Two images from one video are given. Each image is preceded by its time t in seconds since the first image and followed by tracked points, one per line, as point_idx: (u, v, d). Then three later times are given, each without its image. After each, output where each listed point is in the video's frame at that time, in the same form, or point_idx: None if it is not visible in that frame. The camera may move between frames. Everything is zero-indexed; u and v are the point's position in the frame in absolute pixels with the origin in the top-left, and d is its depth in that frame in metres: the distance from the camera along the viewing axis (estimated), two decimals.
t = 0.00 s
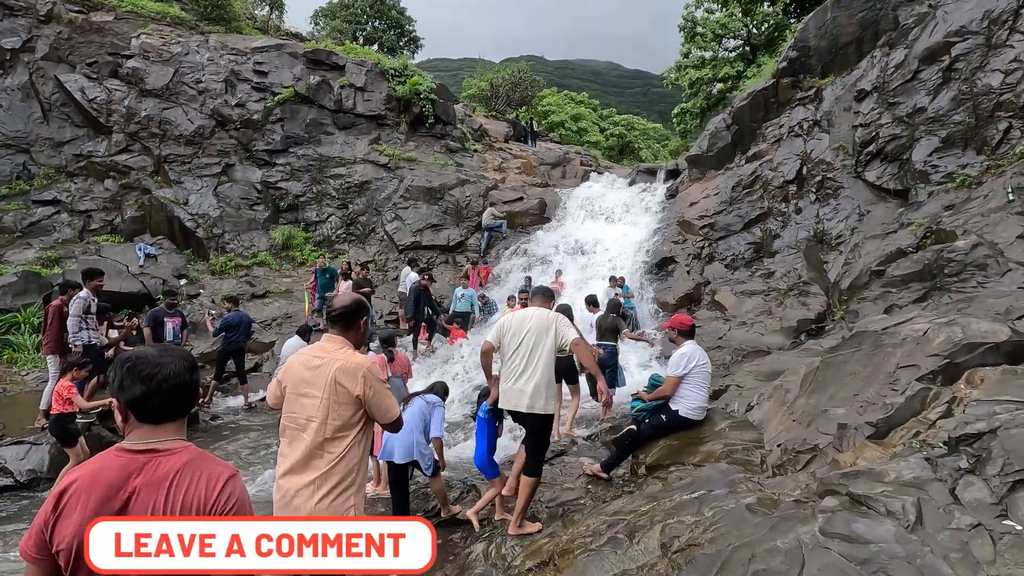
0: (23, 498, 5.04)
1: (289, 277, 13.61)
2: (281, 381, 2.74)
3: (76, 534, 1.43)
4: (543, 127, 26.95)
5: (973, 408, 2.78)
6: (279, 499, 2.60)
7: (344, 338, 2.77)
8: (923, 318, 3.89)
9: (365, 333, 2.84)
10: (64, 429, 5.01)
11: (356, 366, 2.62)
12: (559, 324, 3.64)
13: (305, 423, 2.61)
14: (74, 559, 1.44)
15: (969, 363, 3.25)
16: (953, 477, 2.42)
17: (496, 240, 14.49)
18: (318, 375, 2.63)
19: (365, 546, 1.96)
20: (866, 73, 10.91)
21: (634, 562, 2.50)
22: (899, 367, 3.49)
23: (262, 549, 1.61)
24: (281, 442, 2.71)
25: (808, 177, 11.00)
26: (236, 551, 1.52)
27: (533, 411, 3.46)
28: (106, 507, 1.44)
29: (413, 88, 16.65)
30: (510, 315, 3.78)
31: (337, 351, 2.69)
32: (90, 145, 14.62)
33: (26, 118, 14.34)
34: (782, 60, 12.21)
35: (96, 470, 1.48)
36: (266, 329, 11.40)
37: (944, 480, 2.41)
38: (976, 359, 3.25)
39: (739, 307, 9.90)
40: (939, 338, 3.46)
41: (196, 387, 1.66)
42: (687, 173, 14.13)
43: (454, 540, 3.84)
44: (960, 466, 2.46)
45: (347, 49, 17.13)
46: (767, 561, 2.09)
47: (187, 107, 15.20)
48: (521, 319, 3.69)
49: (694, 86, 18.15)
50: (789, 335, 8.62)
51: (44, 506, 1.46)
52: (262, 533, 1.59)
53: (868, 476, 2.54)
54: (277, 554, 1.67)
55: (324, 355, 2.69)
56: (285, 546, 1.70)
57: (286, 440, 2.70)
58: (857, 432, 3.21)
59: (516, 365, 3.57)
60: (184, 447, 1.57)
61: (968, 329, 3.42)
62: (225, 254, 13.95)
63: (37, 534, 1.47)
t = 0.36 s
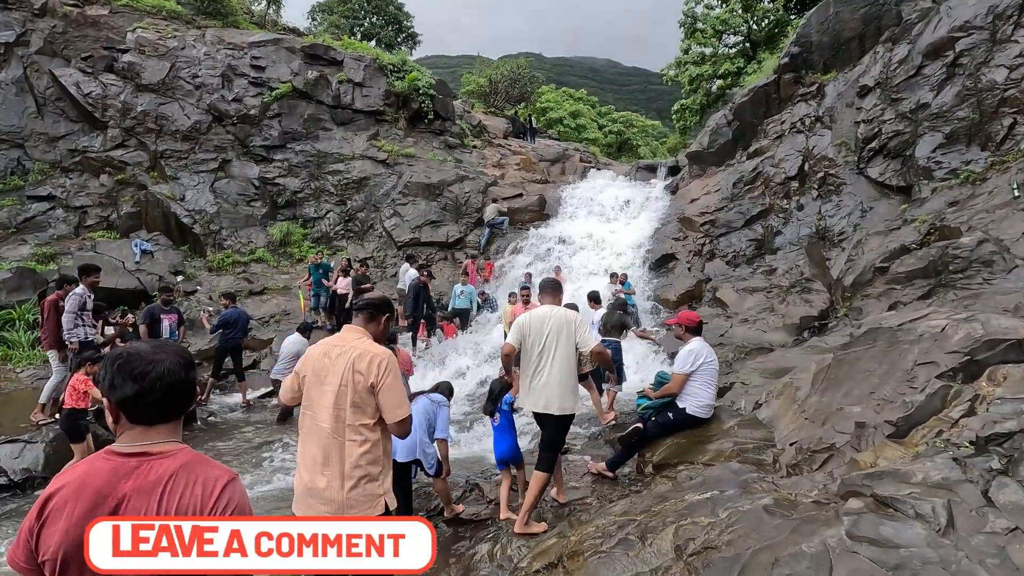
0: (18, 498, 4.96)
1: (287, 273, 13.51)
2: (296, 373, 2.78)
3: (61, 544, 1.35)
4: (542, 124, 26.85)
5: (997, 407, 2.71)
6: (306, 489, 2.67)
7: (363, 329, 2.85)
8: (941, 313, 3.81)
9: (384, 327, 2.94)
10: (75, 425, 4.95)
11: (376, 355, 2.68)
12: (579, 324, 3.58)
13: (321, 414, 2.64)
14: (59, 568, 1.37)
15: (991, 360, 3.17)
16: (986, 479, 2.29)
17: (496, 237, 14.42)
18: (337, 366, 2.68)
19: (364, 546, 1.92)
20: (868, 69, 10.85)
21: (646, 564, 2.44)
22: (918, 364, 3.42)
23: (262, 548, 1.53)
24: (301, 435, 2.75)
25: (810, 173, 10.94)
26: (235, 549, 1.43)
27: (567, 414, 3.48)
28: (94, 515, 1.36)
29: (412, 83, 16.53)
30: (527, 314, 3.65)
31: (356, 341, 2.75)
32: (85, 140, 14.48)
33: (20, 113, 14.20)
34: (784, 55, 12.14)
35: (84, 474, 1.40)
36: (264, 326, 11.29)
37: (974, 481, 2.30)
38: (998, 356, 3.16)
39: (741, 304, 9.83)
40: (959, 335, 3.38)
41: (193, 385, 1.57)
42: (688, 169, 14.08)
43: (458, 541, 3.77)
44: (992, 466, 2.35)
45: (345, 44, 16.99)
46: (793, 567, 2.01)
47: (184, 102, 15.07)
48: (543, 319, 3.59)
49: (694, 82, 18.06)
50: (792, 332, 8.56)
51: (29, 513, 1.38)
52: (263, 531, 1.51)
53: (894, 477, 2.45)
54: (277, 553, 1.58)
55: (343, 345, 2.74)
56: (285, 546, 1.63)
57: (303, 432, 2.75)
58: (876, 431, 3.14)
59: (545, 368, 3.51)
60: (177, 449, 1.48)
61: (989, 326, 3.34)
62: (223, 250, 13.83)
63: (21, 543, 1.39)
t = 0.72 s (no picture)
0: (13, 496, 4.89)
1: (286, 271, 13.42)
2: (332, 366, 2.83)
3: (56, 544, 1.29)
4: (541, 122, 26.75)
5: (1017, 404, 2.66)
6: (340, 480, 2.72)
7: (398, 325, 2.88)
8: (955, 309, 3.77)
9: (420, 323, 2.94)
10: (79, 422, 4.89)
11: (409, 350, 2.71)
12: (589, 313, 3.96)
13: (357, 407, 2.69)
14: (52, 569, 1.30)
15: (1007, 356, 3.12)
16: (1013, 476, 2.23)
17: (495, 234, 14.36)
18: (372, 360, 2.72)
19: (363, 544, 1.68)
20: (870, 66, 10.82)
21: (659, 564, 2.38)
22: (932, 360, 3.37)
23: (262, 547, 1.39)
24: (338, 427, 2.79)
25: (812, 170, 10.90)
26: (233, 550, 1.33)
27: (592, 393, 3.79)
28: (91, 513, 1.30)
29: (411, 80, 16.47)
30: (543, 301, 3.94)
31: (390, 337, 2.78)
32: (81, 137, 14.39)
33: (16, 109, 14.12)
34: (785, 52, 12.09)
35: (82, 470, 1.34)
36: (262, 323, 11.22)
37: (999, 479, 2.23)
38: (1015, 352, 3.11)
39: (743, 302, 9.78)
40: (975, 331, 3.34)
41: (194, 379, 1.49)
42: (688, 167, 14.04)
43: (462, 541, 3.71)
44: (1016, 464, 2.29)
45: (344, 41, 16.90)
46: (814, 567, 1.95)
47: (181, 98, 14.97)
48: (560, 305, 3.91)
49: (693, 80, 18.00)
50: (794, 329, 8.52)
51: (24, 510, 1.33)
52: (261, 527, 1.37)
53: (915, 475, 2.39)
54: (277, 553, 1.43)
55: (378, 340, 2.78)
56: (287, 544, 1.50)
57: (339, 423, 2.79)
58: (892, 428, 3.08)
59: (569, 351, 3.78)
60: (181, 444, 1.42)
61: (1005, 322, 3.29)
62: (221, 247, 13.74)
63: (16, 541, 1.34)
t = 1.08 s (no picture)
0: None
1: (278, 269, 13.27)
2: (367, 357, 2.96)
3: None
4: (537, 121, 26.64)
5: None
6: (364, 467, 2.85)
7: (432, 324, 3.05)
8: (962, 308, 3.68)
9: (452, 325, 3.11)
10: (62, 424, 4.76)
11: (441, 346, 2.86)
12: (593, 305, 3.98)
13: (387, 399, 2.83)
14: None
15: (1019, 355, 3.02)
16: None
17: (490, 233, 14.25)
18: (405, 353, 2.87)
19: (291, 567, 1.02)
20: (868, 65, 10.77)
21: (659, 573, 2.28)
22: (940, 360, 3.28)
23: None
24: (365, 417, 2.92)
25: (808, 169, 10.84)
26: None
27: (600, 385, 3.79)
28: (27, 528, 1.17)
29: (406, 78, 16.33)
30: (546, 294, 3.93)
31: (426, 334, 2.94)
32: (71, 133, 14.21)
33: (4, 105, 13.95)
34: (782, 51, 12.03)
35: (16, 483, 1.20)
36: (253, 322, 11.07)
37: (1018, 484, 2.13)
38: None
39: (739, 301, 9.70)
40: (985, 329, 3.26)
41: (154, 379, 1.40)
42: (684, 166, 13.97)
43: (455, 547, 3.60)
44: None
45: (338, 38, 16.74)
46: None
47: (173, 95, 14.79)
48: (563, 298, 3.92)
49: (690, 79, 17.92)
50: (791, 329, 8.45)
51: None
52: None
53: (928, 480, 2.29)
54: None
55: (413, 335, 2.94)
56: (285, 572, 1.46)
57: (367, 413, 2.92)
58: (900, 431, 2.98)
59: (577, 343, 3.78)
60: (135, 451, 1.30)
61: (1016, 320, 3.20)
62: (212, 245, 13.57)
63: None
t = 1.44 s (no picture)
0: None
1: (271, 270, 13.16)
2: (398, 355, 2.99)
3: None
4: (532, 122, 26.59)
5: None
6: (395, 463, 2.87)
7: (462, 327, 3.06)
8: (965, 308, 3.64)
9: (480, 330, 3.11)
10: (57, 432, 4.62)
11: (470, 346, 2.87)
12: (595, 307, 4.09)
13: (416, 397, 2.85)
14: None
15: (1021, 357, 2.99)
16: None
17: (485, 235, 14.18)
18: (436, 353, 2.89)
19: None
20: (863, 66, 10.77)
21: None
22: (942, 361, 3.24)
23: None
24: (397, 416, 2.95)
25: (804, 170, 10.83)
26: None
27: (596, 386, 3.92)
28: None
29: (401, 78, 16.25)
30: (555, 291, 3.99)
31: (457, 335, 2.95)
32: (61, 133, 14.08)
33: None
34: (777, 52, 12.03)
35: None
36: (246, 324, 10.97)
37: None
38: None
39: (736, 302, 9.66)
40: (987, 330, 3.22)
41: (123, 385, 1.33)
42: (680, 167, 13.94)
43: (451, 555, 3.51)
44: None
45: (333, 37, 16.65)
46: None
47: (165, 94, 14.67)
48: (571, 296, 3.98)
49: (685, 80, 17.90)
50: (787, 330, 8.41)
51: None
52: None
53: (934, 486, 2.24)
54: None
55: (443, 336, 2.96)
56: None
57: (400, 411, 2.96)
58: (903, 434, 2.95)
59: (581, 344, 3.88)
60: (99, 461, 1.24)
61: (1020, 320, 3.16)
62: (205, 246, 13.45)
63: None
